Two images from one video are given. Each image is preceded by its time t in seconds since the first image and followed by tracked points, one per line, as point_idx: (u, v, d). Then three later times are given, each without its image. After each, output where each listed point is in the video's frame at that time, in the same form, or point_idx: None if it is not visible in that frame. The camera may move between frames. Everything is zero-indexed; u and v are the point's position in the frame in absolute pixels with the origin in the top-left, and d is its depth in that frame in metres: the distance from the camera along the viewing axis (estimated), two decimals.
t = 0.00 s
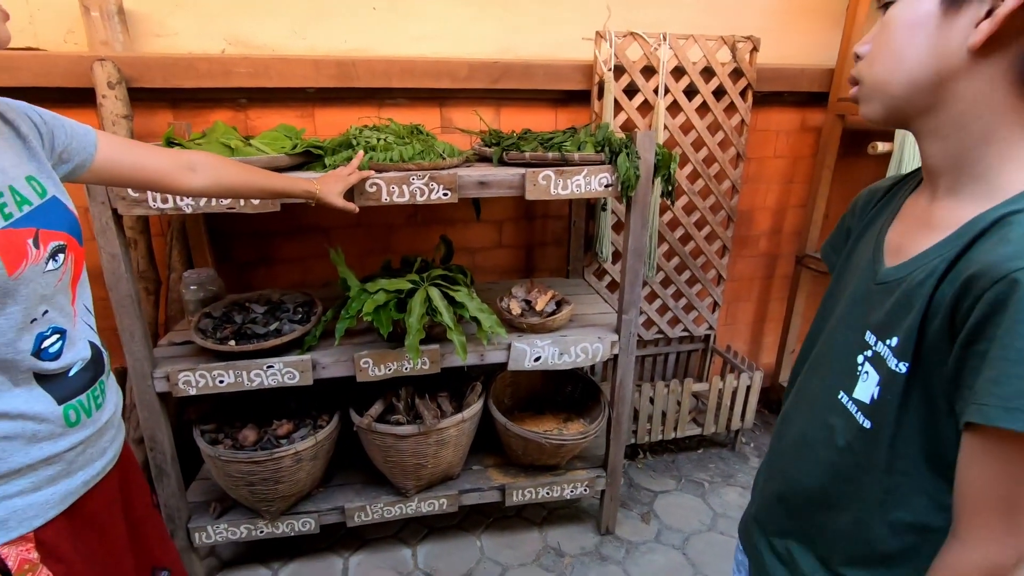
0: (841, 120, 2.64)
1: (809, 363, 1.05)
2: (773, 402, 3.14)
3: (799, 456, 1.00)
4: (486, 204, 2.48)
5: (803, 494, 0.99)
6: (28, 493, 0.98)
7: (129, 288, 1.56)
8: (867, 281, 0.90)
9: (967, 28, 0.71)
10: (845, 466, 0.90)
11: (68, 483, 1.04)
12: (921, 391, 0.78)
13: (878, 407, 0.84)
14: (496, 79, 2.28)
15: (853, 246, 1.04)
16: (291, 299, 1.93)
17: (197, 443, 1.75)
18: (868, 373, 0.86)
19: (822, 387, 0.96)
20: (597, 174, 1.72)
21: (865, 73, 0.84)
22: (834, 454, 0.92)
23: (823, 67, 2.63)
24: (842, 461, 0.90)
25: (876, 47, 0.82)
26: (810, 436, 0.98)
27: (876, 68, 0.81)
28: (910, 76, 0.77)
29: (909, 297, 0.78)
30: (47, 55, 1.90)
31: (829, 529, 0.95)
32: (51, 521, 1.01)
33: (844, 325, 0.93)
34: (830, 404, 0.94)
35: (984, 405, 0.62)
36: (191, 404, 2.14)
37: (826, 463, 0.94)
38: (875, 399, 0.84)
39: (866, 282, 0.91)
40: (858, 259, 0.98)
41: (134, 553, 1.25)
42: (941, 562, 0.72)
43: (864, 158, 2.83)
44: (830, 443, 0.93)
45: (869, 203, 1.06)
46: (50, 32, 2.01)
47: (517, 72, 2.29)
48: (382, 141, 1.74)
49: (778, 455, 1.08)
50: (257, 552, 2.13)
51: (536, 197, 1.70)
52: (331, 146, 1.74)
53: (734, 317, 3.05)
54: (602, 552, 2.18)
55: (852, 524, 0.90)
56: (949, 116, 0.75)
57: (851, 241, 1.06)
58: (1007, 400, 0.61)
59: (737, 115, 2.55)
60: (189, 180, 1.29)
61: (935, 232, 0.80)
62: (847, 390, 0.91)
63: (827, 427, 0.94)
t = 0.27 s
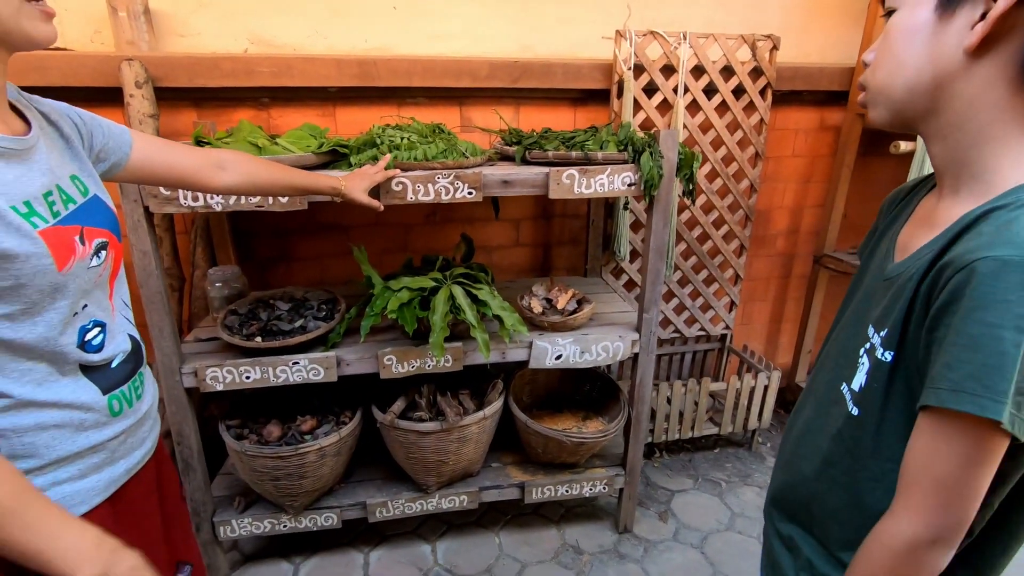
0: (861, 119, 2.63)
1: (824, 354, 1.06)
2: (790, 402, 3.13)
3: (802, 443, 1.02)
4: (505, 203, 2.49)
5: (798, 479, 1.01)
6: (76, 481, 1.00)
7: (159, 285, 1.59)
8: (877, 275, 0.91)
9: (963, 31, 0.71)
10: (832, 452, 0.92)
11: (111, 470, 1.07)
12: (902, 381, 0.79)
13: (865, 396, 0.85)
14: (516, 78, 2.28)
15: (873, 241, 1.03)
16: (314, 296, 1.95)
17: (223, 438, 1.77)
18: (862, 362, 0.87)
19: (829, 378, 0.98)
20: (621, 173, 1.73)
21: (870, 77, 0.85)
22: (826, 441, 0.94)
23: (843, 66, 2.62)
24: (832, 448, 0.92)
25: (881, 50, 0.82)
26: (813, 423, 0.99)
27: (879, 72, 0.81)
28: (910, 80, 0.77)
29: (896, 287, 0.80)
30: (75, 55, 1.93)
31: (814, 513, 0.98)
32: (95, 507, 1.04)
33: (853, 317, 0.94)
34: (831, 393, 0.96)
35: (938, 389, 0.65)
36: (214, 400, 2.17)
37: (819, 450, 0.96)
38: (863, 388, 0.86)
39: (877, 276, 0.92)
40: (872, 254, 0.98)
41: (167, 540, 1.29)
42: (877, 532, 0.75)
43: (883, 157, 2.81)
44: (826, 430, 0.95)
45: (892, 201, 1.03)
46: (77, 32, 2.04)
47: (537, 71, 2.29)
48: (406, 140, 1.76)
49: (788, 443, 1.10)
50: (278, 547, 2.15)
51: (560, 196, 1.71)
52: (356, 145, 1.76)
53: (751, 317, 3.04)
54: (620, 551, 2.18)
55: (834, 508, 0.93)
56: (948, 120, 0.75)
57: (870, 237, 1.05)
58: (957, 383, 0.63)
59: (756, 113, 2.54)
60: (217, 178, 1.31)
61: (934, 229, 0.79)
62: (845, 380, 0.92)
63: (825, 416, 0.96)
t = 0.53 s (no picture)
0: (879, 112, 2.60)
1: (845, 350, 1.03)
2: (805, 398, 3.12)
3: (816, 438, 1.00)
4: (520, 198, 2.48)
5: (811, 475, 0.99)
6: (117, 463, 1.00)
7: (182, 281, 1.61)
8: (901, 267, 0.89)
9: (991, 10, 0.70)
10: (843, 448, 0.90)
11: (150, 451, 1.05)
12: (918, 374, 0.77)
13: (878, 389, 0.83)
14: (532, 73, 2.28)
15: (900, 235, 1.01)
16: (332, 292, 1.96)
17: (244, 433, 1.78)
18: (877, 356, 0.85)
19: (846, 373, 0.96)
20: (640, 168, 1.72)
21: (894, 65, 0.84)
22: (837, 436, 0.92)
23: (860, 58, 2.59)
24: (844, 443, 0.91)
25: (904, 39, 0.81)
26: (827, 419, 0.98)
27: (903, 61, 0.80)
28: (935, 63, 0.76)
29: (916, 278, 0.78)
30: (95, 53, 1.94)
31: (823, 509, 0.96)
32: (137, 486, 1.04)
33: (876, 311, 0.92)
34: (846, 388, 0.94)
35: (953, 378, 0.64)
36: (232, 395, 2.19)
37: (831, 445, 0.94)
38: (877, 382, 0.84)
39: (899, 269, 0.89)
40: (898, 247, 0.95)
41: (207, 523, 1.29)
42: (864, 506, 0.75)
43: (901, 151, 2.79)
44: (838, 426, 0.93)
45: (922, 193, 1.00)
46: (95, 31, 2.05)
47: (552, 66, 2.28)
48: (424, 136, 1.75)
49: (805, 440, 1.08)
50: (297, 541, 2.17)
51: (579, 191, 1.71)
52: (374, 141, 1.76)
53: (766, 312, 3.03)
54: (637, 546, 2.18)
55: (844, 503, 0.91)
56: (981, 100, 0.73)
57: (898, 232, 1.02)
58: (973, 372, 0.62)
59: (772, 107, 2.52)
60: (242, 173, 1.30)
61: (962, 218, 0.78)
62: (860, 374, 0.90)
63: (840, 412, 0.94)
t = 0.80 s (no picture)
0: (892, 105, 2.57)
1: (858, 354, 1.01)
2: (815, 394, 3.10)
3: (823, 443, 0.98)
4: (529, 194, 2.47)
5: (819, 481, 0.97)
6: (149, 449, 0.99)
7: (194, 278, 1.61)
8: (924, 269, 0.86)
9: None
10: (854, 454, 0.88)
11: (175, 440, 1.04)
12: (938, 382, 0.75)
13: (892, 397, 0.81)
14: (540, 67, 2.26)
15: (928, 236, 0.98)
16: (342, 289, 1.96)
17: (256, 429, 1.79)
18: (893, 362, 0.83)
19: (858, 377, 0.94)
20: (651, 163, 1.71)
21: (930, 59, 0.80)
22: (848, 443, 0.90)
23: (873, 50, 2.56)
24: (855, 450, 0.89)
25: (939, 30, 0.78)
26: (836, 424, 0.96)
27: (940, 54, 0.77)
28: (979, 51, 0.72)
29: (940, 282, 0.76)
30: (105, 50, 1.95)
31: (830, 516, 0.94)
32: (168, 472, 1.02)
33: (896, 314, 0.90)
34: (857, 394, 0.92)
35: (970, 389, 0.62)
36: (243, 392, 2.19)
37: (841, 451, 0.92)
38: (891, 388, 0.82)
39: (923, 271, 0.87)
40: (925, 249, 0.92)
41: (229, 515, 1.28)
42: (886, 535, 0.71)
43: (913, 144, 2.76)
44: (848, 432, 0.91)
45: (957, 191, 0.97)
46: (104, 28, 2.05)
47: (561, 60, 2.27)
48: (434, 132, 1.75)
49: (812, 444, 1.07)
50: (308, 536, 2.18)
51: (590, 186, 1.70)
52: (384, 137, 1.75)
53: (776, 308, 3.01)
54: (648, 542, 2.18)
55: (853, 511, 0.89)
56: None
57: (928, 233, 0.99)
58: (992, 383, 0.60)
59: (784, 100, 2.50)
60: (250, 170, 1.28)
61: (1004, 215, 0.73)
62: (874, 381, 0.88)
63: (850, 418, 0.92)
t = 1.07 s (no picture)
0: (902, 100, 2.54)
1: (876, 369, 0.97)
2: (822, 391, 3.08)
3: (832, 461, 0.95)
4: (535, 190, 2.46)
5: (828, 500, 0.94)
6: (146, 450, 1.00)
7: (199, 274, 1.61)
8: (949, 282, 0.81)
9: None
10: (868, 478, 0.85)
11: (171, 440, 1.05)
12: (960, 410, 0.70)
13: (909, 421, 0.76)
14: (546, 63, 2.25)
15: (957, 244, 0.93)
16: (348, 285, 1.96)
17: (262, 425, 1.79)
18: (911, 385, 0.79)
19: (872, 394, 0.90)
20: (658, 159, 1.70)
21: (958, 56, 0.76)
22: (859, 464, 0.87)
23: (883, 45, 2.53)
24: (867, 474, 0.85)
25: (967, 24, 0.75)
26: (846, 441, 0.92)
27: (968, 51, 0.73)
28: (1014, 47, 0.69)
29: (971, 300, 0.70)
30: (110, 46, 1.94)
31: (839, 538, 0.91)
32: (166, 475, 1.03)
33: (918, 330, 0.85)
34: (871, 413, 0.87)
35: (999, 429, 0.56)
36: (248, 388, 2.20)
37: (853, 473, 0.88)
38: (906, 413, 0.77)
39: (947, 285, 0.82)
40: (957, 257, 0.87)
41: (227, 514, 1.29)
42: None
43: (923, 140, 2.73)
44: (859, 452, 0.87)
45: (992, 195, 0.92)
46: (109, 23, 2.04)
47: (567, 55, 2.25)
48: (439, 128, 1.74)
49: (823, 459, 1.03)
50: (314, 532, 2.18)
51: (596, 182, 1.69)
52: (390, 132, 1.75)
53: (783, 305, 2.99)
54: (653, 539, 2.17)
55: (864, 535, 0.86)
56: None
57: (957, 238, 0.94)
58: None
59: (792, 96, 2.47)
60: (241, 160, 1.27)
61: None
62: (890, 401, 0.83)
63: (862, 438, 0.88)
